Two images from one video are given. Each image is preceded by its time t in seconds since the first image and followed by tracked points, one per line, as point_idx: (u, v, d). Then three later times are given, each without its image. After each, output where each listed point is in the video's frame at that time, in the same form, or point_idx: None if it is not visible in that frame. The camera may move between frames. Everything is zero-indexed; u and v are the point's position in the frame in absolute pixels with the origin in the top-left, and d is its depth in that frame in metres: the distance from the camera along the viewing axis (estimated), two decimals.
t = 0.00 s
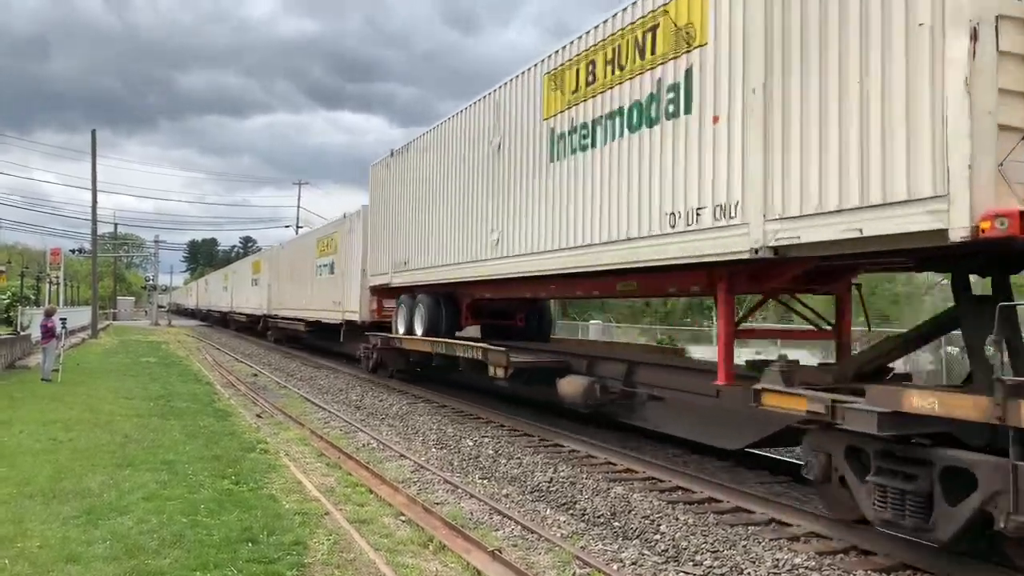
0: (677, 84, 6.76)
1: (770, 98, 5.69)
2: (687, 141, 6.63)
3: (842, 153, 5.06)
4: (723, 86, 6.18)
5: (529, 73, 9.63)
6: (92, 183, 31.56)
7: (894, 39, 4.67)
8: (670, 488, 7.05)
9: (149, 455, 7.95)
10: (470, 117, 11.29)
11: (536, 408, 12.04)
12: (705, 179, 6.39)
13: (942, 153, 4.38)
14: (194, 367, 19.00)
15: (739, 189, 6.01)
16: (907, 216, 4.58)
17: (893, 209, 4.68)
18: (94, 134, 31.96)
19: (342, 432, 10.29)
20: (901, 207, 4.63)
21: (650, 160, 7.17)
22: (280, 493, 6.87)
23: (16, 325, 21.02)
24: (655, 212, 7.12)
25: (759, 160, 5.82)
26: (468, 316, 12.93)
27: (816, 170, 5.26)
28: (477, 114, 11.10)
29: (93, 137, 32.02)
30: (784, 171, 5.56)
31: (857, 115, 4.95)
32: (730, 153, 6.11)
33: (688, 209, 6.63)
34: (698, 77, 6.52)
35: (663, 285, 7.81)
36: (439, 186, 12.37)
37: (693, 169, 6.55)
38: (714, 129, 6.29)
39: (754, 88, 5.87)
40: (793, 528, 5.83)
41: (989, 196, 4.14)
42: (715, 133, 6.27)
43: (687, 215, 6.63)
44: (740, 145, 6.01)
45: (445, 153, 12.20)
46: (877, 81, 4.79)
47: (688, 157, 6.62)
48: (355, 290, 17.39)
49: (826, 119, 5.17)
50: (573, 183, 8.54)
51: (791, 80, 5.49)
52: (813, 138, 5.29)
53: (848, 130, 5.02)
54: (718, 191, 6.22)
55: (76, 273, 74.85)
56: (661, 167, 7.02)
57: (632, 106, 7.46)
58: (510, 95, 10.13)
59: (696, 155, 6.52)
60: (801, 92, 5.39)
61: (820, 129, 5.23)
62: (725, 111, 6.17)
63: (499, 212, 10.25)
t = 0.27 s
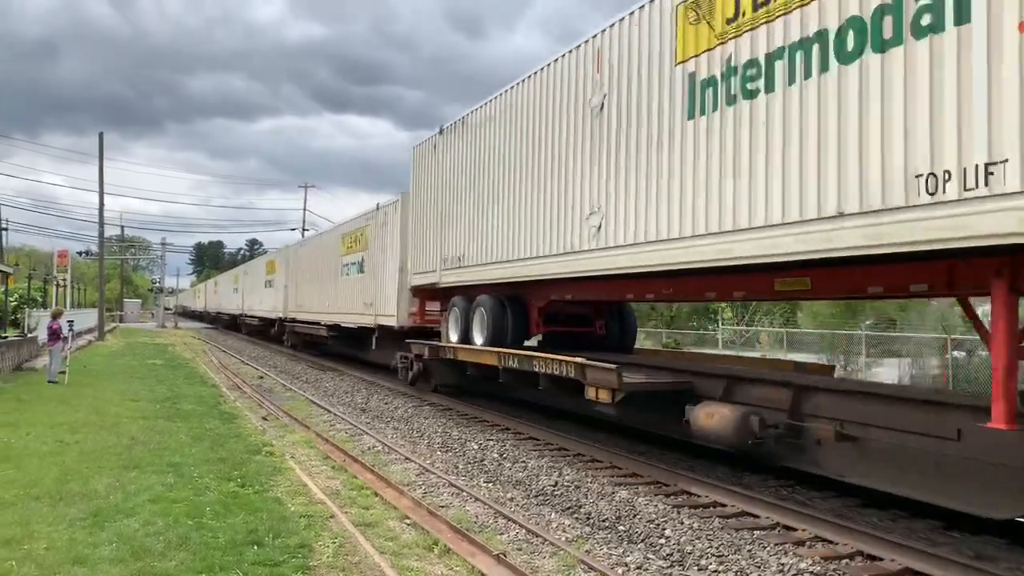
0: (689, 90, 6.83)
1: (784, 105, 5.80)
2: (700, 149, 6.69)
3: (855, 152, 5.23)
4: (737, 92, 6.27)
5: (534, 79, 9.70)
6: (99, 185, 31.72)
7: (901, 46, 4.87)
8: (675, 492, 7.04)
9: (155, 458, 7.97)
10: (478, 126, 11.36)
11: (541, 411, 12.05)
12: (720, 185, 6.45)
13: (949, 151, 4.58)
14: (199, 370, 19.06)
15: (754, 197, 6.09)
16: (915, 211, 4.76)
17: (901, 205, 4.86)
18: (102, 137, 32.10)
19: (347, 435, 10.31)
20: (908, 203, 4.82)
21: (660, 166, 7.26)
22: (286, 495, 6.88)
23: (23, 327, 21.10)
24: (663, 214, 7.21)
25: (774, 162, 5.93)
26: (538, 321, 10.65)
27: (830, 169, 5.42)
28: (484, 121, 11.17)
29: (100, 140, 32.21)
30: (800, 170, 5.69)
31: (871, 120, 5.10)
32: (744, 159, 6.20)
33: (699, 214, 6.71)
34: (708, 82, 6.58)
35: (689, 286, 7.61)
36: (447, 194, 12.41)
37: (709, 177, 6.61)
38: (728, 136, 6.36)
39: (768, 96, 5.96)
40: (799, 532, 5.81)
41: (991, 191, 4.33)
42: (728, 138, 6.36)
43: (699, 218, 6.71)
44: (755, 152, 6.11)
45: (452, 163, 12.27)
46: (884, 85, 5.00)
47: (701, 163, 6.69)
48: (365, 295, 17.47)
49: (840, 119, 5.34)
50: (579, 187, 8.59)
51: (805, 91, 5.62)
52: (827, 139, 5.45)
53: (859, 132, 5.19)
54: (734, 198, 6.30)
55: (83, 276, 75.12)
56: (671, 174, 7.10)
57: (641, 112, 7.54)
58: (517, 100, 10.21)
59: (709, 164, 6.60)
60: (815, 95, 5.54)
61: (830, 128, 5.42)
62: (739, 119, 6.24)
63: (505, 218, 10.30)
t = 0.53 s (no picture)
0: (683, 86, 6.77)
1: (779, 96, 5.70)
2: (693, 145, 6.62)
3: (849, 136, 5.12)
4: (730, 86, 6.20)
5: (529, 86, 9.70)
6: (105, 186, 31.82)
7: (901, 28, 4.75)
8: (680, 494, 7.03)
9: (160, 458, 7.99)
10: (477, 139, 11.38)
11: (545, 412, 12.05)
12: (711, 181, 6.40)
13: (951, 133, 4.47)
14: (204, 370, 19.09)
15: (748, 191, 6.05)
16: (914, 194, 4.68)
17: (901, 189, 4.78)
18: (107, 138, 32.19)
19: (352, 435, 10.33)
20: (907, 187, 4.73)
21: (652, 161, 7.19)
22: (291, 496, 6.89)
23: (29, 328, 21.17)
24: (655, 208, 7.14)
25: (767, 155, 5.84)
26: (642, 324, 8.32)
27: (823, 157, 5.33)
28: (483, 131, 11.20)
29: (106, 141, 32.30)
30: (791, 160, 5.62)
31: (865, 106, 4.99)
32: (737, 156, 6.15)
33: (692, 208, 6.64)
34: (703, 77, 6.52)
35: (688, 294, 7.55)
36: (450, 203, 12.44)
37: (699, 173, 6.55)
38: (721, 132, 6.30)
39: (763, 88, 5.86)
40: (804, 535, 5.80)
41: (995, 174, 4.23)
42: (722, 131, 6.28)
43: (691, 220, 6.66)
44: (747, 147, 6.04)
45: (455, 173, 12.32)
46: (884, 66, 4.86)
47: (694, 161, 6.62)
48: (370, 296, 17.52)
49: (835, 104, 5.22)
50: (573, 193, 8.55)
51: (801, 80, 5.51)
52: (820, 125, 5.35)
53: (856, 115, 5.07)
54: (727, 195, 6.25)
55: (88, 276, 75.31)
56: (663, 170, 7.03)
57: (633, 107, 7.47)
58: (512, 107, 10.21)
59: (701, 161, 6.53)
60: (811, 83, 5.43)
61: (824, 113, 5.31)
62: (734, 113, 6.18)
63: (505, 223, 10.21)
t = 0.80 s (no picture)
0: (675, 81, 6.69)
1: (774, 87, 5.62)
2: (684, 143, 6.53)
3: (848, 124, 5.04)
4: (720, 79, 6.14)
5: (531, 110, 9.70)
6: (108, 186, 31.85)
7: (897, 21, 4.68)
8: (682, 493, 7.02)
9: (163, 457, 8.00)
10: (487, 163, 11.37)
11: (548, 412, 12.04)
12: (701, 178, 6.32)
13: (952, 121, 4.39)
14: (207, 369, 19.12)
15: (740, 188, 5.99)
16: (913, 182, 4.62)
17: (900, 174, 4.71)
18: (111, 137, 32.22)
19: (355, 434, 10.34)
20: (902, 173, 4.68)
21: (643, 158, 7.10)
22: (293, 495, 6.90)
23: (32, 327, 21.19)
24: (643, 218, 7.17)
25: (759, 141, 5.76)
26: (820, 328, 5.96)
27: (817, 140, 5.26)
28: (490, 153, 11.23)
29: (109, 140, 32.34)
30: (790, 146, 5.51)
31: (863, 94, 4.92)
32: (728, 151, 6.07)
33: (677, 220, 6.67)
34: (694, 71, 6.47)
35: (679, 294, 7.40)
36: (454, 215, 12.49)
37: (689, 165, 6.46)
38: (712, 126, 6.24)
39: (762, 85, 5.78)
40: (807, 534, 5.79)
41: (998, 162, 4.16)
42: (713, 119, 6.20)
43: (679, 219, 6.57)
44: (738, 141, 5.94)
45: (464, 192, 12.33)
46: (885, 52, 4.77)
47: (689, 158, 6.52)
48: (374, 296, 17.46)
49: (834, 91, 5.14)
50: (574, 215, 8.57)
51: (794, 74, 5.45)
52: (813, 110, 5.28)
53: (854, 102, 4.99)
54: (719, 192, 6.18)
55: (90, 276, 75.32)
56: (653, 168, 6.97)
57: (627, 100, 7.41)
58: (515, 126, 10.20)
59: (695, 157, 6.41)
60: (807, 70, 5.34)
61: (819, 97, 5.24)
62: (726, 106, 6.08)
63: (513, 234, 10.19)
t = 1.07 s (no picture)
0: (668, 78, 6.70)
1: (759, 78, 5.51)
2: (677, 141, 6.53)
3: (813, 128, 5.01)
4: (706, 81, 6.17)
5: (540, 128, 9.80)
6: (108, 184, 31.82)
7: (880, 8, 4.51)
8: (683, 490, 7.02)
9: (164, 454, 8.01)
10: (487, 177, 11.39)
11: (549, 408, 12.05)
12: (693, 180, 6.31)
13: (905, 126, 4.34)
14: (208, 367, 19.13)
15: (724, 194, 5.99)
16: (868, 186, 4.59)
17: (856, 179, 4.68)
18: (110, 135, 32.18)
19: (355, 432, 10.35)
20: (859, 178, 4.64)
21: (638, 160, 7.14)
22: (294, 492, 6.91)
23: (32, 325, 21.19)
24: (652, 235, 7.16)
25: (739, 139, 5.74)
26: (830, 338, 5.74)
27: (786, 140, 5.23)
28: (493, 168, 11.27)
29: (108, 138, 32.31)
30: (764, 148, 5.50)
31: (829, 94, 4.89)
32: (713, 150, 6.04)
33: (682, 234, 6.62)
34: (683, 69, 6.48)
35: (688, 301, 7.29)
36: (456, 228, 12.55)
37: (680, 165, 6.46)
38: (699, 129, 6.26)
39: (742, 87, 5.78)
40: (807, 530, 5.79)
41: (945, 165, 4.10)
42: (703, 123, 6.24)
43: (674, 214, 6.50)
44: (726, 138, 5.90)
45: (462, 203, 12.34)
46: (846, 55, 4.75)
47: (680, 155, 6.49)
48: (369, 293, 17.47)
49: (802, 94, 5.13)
50: (580, 232, 8.62)
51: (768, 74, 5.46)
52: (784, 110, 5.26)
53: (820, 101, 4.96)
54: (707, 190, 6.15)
55: (90, 274, 75.33)
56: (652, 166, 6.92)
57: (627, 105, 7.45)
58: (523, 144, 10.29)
59: (688, 158, 6.39)
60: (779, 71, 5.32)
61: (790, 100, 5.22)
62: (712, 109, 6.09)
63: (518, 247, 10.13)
